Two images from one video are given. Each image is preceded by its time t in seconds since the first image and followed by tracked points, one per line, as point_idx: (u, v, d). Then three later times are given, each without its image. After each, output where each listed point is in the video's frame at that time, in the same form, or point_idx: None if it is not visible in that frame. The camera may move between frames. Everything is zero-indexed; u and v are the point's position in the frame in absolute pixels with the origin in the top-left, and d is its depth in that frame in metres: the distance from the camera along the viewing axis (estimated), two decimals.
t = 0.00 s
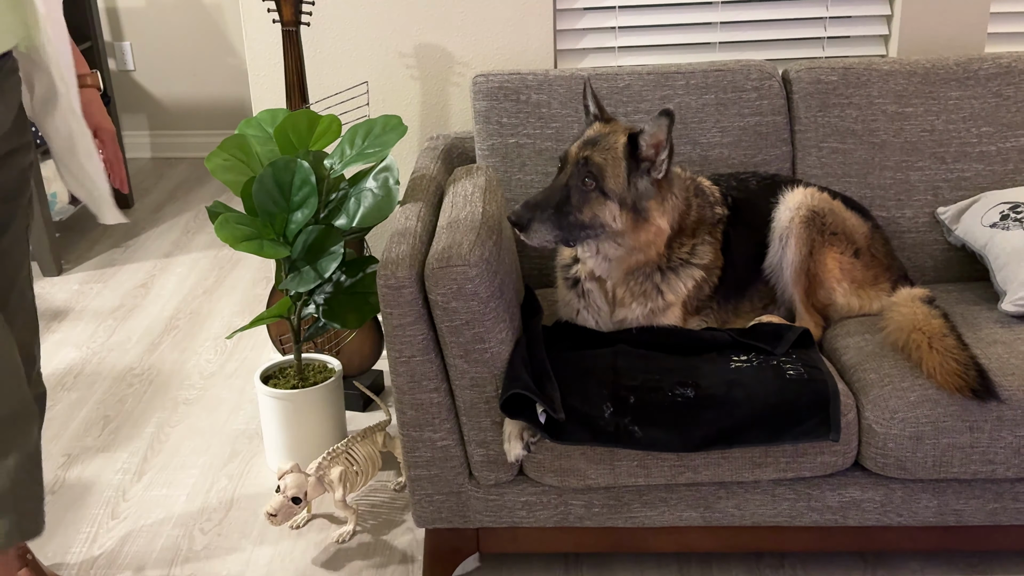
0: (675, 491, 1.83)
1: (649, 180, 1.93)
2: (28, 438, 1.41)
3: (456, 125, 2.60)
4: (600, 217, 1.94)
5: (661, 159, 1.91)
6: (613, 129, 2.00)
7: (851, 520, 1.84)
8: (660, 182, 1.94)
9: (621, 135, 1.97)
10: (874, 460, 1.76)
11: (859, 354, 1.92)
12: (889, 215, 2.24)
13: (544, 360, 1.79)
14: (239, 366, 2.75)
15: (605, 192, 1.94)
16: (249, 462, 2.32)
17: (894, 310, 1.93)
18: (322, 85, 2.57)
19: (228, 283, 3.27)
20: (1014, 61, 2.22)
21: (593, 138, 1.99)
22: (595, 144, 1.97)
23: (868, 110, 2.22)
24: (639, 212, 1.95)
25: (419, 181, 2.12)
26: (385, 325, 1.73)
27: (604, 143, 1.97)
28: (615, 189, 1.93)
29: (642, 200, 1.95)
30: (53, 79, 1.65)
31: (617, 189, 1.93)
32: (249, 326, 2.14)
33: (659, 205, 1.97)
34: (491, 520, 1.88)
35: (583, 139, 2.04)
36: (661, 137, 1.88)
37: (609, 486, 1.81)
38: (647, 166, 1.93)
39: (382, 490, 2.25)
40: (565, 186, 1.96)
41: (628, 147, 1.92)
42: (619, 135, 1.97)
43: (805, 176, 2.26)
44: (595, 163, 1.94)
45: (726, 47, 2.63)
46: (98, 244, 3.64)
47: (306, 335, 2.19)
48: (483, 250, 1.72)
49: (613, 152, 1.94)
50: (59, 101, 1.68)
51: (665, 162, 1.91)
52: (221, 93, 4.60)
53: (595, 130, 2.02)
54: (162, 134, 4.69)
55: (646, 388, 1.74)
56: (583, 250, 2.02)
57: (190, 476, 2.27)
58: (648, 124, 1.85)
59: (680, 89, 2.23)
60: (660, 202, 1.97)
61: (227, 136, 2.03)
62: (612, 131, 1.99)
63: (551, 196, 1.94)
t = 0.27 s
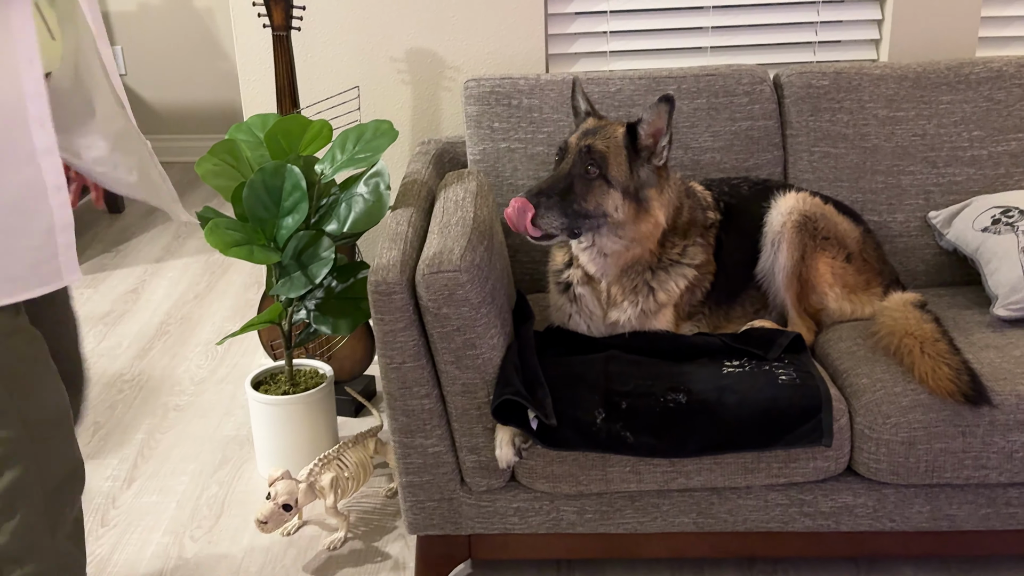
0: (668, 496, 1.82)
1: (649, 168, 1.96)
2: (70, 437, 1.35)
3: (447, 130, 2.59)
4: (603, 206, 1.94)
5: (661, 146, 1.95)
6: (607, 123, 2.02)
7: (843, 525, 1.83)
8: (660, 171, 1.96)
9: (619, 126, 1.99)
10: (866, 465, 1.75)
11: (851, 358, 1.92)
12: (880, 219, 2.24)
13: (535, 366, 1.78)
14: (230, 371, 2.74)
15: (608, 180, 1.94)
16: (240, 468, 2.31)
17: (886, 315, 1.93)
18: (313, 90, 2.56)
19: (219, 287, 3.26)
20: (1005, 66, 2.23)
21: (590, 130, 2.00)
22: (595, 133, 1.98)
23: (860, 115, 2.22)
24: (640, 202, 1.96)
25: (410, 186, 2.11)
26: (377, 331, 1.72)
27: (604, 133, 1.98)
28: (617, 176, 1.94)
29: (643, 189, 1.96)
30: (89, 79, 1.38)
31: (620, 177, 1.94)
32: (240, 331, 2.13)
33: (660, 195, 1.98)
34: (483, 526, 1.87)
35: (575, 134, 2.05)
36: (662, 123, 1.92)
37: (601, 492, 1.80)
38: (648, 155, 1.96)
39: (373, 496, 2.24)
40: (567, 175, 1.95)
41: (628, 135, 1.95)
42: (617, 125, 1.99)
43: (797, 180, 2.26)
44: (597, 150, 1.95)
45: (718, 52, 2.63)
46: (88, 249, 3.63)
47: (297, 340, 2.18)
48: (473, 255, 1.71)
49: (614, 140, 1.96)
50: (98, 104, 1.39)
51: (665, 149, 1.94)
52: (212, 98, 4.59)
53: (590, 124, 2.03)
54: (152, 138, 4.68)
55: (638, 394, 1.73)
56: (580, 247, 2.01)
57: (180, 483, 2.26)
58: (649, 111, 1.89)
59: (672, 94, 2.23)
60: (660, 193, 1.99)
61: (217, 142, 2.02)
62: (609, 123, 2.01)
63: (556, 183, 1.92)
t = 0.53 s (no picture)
0: (664, 500, 1.82)
1: (646, 164, 1.98)
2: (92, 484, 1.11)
3: (443, 133, 2.59)
4: (599, 200, 1.95)
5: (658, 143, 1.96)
6: (601, 121, 2.04)
7: (839, 528, 1.83)
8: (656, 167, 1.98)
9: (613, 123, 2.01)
10: (862, 468, 1.75)
11: (847, 361, 1.91)
12: (875, 221, 2.24)
13: (531, 370, 1.77)
14: (225, 375, 2.73)
15: (605, 174, 1.95)
16: (234, 473, 2.30)
17: (882, 317, 1.93)
18: (307, 93, 2.56)
19: (214, 291, 3.26)
20: (999, 68, 2.23)
21: (586, 125, 2.01)
22: (592, 128, 1.99)
23: (854, 117, 2.22)
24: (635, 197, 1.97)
25: (404, 189, 2.10)
26: (372, 334, 1.71)
27: (599, 127, 1.99)
28: (614, 170, 1.95)
29: (640, 185, 1.97)
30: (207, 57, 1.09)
31: (617, 171, 1.95)
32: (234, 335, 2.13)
33: (656, 192, 1.99)
34: (479, 530, 1.87)
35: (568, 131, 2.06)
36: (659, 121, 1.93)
37: (597, 495, 1.80)
38: (643, 151, 1.98)
39: (369, 501, 2.24)
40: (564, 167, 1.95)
41: (625, 131, 1.97)
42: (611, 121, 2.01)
43: (792, 183, 2.26)
44: (595, 143, 1.96)
45: (713, 54, 2.63)
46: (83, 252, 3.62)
47: (292, 344, 2.17)
48: (468, 259, 1.70)
49: (611, 135, 1.97)
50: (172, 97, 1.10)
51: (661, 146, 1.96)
52: (207, 100, 4.59)
53: (583, 120, 2.04)
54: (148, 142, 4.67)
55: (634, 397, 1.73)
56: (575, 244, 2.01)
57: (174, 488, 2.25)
58: (646, 107, 1.91)
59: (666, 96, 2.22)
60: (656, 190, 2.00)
61: (210, 146, 2.01)
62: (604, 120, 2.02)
63: (552, 171, 1.93)
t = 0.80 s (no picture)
0: (659, 502, 1.81)
1: (633, 166, 1.97)
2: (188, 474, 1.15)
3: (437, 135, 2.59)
4: (586, 199, 1.95)
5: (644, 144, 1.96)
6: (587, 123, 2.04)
7: (835, 530, 1.83)
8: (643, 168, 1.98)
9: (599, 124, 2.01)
10: (858, 470, 1.75)
11: (842, 364, 1.91)
12: (870, 223, 2.24)
13: (526, 373, 1.77)
14: (219, 378, 2.73)
15: (592, 173, 1.95)
16: (229, 476, 2.30)
17: (877, 319, 1.93)
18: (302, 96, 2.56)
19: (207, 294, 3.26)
20: (993, 70, 2.23)
21: (572, 126, 2.01)
22: (578, 129, 1.99)
23: (849, 119, 2.22)
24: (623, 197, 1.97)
25: (400, 192, 2.10)
26: (367, 337, 1.70)
27: (585, 128, 2.00)
28: (601, 170, 1.95)
29: (627, 187, 1.97)
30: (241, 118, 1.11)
31: (604, 171, 1.95)
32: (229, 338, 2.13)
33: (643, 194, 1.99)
34: (474, 533, 1.86)
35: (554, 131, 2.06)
36: (643, 122, 1.93)
37: (592, 498, 1.80)
38: (630, 152, 1.97)
39: (364, 504, 2.23)
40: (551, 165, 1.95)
41: (611, 131, 1.96)
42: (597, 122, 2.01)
43: (786, 184, 2.27)
44: (581, 142, 1.96)
45: (707, 56, 2.63)
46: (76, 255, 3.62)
47: (286, 347, 2.17)
48: (462, 262, 1.70)
49: (597, 135, 1.97)
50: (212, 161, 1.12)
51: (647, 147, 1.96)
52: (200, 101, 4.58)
53: (569, 122, 2.04)
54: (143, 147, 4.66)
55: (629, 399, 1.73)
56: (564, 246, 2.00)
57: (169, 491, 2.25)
58: (632, 109, 1.91)
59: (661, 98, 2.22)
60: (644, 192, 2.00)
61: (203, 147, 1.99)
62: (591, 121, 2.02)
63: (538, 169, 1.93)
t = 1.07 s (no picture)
0: (654, 503, 1.81)
1: (620, 174, 1.96)
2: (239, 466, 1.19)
3: (432, 136, 2.59)
4: (575, 206, 1.91)
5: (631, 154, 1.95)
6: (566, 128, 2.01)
7: (829, 530, 1.83)
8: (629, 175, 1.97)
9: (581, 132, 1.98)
10: (852, 470, 1.75)
11: (836, 363, 1.91)
12: (864, 223, 2.24)
13: (520, 374, 1.77)
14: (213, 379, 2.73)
15: (580, 180, 1.92)
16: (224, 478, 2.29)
17: (871, 319, 1.94)
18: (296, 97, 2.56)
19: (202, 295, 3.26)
20: (987, 70, 2.23)
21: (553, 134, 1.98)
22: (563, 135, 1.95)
23: (843, 119, 2.22)
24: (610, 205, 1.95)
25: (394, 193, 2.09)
26: (361, 338, 1.69)
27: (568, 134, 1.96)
28: (590, 178, 1.92)
29: (613, 195, 1.96)
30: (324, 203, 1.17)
31: (592, 179, 1.93)
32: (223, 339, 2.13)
33: (629, 200, 1.98)
34: (468, 534, 1.86)
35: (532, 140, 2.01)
36: (632, 130, 1.93)
37: (587, 498, 1.79)
38: (616, 159, 1.96)
39: (359, 505, 2.23)
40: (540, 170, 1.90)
41: (598, 140, 1.95)
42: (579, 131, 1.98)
43: (780, 185, 2.27)
44: (569, 149, 1.92)
45: (701, 57, 2.63)
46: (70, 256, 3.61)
47: (281, 348, 2.17)
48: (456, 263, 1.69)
49: (583, 143, 1.94)
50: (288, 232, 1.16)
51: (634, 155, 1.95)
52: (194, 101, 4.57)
53: (548, 131, 2.01)
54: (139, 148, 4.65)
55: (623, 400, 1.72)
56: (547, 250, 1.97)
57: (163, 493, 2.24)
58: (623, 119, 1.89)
59: (655, 99, 2.22)
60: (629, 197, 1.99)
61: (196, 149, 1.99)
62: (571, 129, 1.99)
63: (529, 176, 1.87)
